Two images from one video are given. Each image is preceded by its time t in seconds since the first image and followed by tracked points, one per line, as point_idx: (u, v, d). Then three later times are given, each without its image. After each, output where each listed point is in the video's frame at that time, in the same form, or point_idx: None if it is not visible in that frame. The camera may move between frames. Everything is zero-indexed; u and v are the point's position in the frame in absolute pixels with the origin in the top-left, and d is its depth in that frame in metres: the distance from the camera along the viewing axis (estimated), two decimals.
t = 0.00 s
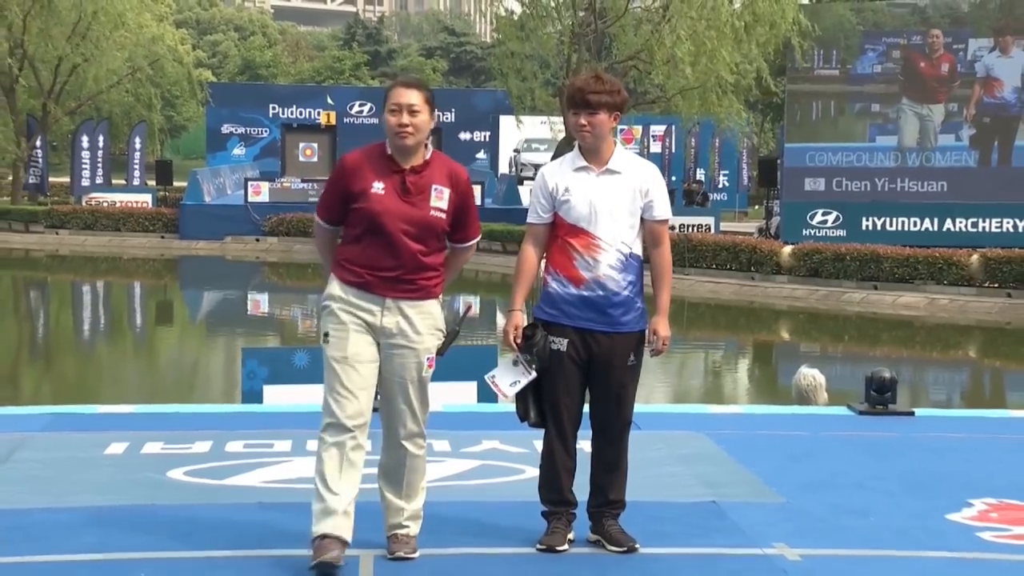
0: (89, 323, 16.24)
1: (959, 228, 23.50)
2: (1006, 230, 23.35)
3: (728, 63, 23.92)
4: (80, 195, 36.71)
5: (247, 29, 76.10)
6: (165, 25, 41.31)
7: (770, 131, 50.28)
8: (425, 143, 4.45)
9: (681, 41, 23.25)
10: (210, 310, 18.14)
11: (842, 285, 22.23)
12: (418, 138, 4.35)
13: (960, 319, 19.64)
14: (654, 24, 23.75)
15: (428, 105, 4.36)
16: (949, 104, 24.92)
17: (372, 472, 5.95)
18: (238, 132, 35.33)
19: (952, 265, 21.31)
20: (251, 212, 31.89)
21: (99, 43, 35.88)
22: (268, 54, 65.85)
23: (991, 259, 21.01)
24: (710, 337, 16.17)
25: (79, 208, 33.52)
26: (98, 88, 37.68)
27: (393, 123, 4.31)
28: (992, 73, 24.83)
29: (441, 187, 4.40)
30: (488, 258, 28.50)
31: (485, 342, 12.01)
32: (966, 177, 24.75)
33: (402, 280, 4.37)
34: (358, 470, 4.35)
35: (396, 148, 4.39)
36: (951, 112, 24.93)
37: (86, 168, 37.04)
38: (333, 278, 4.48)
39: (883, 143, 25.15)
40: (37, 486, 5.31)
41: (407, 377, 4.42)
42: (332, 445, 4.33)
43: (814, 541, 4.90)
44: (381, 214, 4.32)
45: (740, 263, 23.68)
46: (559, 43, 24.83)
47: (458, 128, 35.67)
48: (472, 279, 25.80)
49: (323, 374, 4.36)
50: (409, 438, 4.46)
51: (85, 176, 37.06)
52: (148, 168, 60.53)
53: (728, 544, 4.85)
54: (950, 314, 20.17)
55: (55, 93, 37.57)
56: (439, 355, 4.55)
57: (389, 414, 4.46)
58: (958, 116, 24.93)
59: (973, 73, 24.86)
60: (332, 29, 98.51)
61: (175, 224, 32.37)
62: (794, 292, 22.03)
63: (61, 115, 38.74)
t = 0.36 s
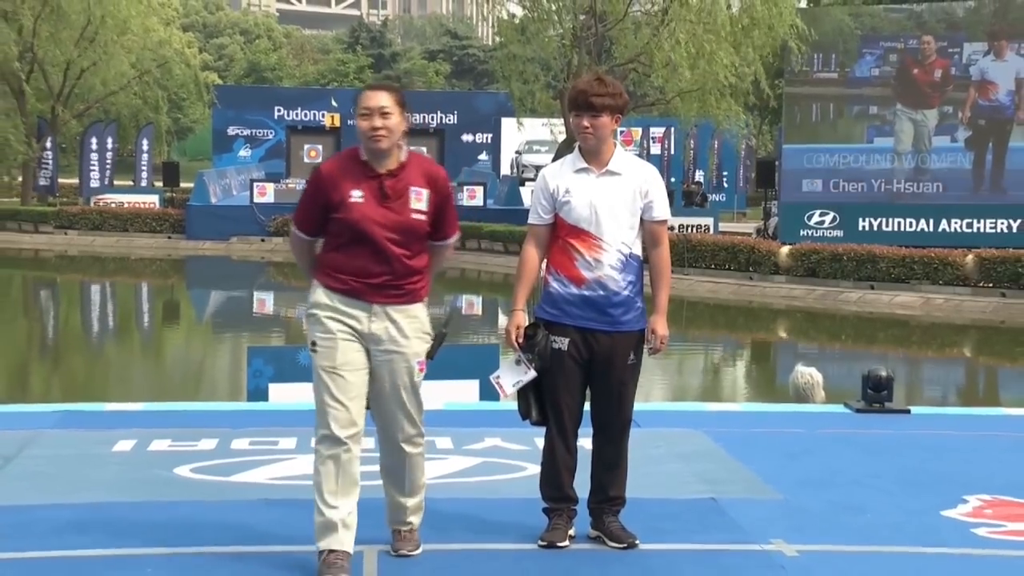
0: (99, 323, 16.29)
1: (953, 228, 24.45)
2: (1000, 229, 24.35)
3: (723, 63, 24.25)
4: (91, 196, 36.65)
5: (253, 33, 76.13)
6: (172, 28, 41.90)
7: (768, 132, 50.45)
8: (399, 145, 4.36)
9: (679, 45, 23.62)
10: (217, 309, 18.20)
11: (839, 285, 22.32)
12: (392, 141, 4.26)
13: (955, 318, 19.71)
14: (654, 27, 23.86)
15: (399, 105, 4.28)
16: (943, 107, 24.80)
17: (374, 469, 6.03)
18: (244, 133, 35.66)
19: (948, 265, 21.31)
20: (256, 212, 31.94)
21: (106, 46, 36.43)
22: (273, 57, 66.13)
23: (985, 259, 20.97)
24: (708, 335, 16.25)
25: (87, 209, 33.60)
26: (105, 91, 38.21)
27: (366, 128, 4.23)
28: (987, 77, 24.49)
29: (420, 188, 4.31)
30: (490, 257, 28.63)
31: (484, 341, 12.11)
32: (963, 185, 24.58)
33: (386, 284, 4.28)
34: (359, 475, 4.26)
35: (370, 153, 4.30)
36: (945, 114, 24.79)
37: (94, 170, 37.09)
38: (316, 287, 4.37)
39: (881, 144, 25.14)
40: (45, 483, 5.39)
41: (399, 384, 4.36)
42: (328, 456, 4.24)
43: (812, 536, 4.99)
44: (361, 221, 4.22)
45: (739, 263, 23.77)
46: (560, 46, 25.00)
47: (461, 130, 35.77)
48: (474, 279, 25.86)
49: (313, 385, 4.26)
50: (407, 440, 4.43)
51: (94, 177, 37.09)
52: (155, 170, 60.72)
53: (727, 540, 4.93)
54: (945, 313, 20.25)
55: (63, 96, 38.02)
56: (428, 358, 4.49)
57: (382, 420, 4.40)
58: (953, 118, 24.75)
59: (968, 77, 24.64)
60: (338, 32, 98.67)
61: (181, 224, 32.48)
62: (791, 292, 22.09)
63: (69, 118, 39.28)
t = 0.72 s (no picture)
0: (115, 323, 16.34)
1: (950, 229, 24.50)
2: (997, 230, 24.35)
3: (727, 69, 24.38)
4: (108, 198, 36.94)
5: (265, 37, 76.26)
6: (187, 35, 43.02)
7: (770, 136, 50.59)
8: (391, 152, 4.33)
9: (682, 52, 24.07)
10: (230, 309, 18.35)
11: (838, 285, 22.41)
12: (382, 159, 4.22)
13: (952, 317, 19.87)
14: (656, 32, 24.57)
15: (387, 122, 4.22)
16: (939, 110, 25.22)
17: (381, 465, 6.15)
18: (257, 136, 35.91)
19: (946, 265, 21.37)
20: (268, 213, 32.10)
21: (123, 53, 37.38)
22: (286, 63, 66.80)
23: (982, 258, 21.09)
24: (710, 334, 16.36)
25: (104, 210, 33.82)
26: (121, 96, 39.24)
27: (355, 148, 4.18)
28: (984, 81, 24.86)
29: (411, 199, 4.32)
30: (497, 258, 28.79)
31: (488, 341, 12.24)
32: (957, 190, 24.93)
33: (381, 292, 4.32)
34: (359, 474, 4.35)
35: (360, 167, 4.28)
36: (943, 117, 25.22)
37: (111, 172, 37.25)
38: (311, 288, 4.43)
39: (881, 147, 25.67)
40: (63, 479, 5.52)
41: (396, 376, 4.32)
42: (332, 457, 4.32)
43: (811, 531, 5.10)
44: (353, 237, 4.26)
45: (740, 263, 23.84)
46: (566, 50, 25.40)
47: (468, 133, 35.80)
48: (482, 279, 26.02)
49: (312, 387, 4.33)
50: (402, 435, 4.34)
51: (111, 179, 37.26)
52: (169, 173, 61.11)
53: (728, 534, 5.05)
54: (942, 313, 20.35)
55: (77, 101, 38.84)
56: (427, 351, 4.50)
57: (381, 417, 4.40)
58: (951, 121, 25.18)
59: (966, 81, 25.01)
60: (349, 37, 98.63)
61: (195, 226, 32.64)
62: (791, 292, 22.20)
63: (87, 121, 40.38)
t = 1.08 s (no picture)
0: (141, 323, 16.40)
1: (955, 230, 25.16)
2: (998, 231, 25.05)
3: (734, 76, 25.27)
4: (135, 200, 37.53)
5: (287, 44, 76.54)
6: (209, 43, 44.67)
7: (776, 138, 50.75)
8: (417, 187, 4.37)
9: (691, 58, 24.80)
10: (252, 307, 18.60)
11: (845, 284, 22.46)
12: (404, 201, 4.28)
13: (955, 315, 20.17)
14: (667, 39, 25.00)
15: (411, 167, 4.25)
16: (946, 113, 25.82)
17: (398, 459, 6.31)
18: (279, 139, 36.14)
19: (950, 265, 21.56)
20: (289, 215, 32.70)
21: (150, 59, 39.66)
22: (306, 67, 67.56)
23: (985, 259, 21.25)
24: (719, 332, 16.48)
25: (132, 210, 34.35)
26: (147, 100, 40.83)
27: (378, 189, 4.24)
28: (989, 86, 25.42)
29: (434, 233, 4.41)
30: (512, 258, 28.93)
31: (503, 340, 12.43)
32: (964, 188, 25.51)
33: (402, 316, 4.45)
34: (382, 468, 4.50)
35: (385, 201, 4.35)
36: (950, 120, 25.78)
37: (138, 174, 37.91)
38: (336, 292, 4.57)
39: (892, 148, 26.16)
40: (91, 472, 5.69)
41: (420, 376, 4.47)
42: (355, 447, 4.47)
43: (816, 524, 5.23)
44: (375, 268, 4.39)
45: (748, 263, 23.91)
46: (578, 55, 26.30)
47: (484, 136, 36.12)
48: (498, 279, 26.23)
49: (339, 379, 4.47)
50: (423, 435, 4.49)
51: (138, 182, 37.86)
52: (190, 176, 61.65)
53: (736, 526, 5.19)
54: (946, 311, 20.49)
55: (107, 106, 40.65)
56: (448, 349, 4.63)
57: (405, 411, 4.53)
58: (958, 124, 25.74)
59: (972, 86, 25.57)
60: (370, 45, 98.40)
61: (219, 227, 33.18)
62: (799, 290, 22.28)
63: (114, 126, 41.77)
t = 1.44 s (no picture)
0: (169, 321, 16.67)
1: (961, 230, 25.27)
2: (1004, 232, 25.06)
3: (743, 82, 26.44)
4: (163, 201, 38.08)
5: (310, 49, 76.73)
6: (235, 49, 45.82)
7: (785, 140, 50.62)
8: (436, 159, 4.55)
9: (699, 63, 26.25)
10: (276, 305, 18.97)
11: (853, 283, 22.81)
12: (427, 165, 4.44)
13: (960, 313, 20.56)
14: (678, 45, 26.84)
15: (433, 134, 4.43)
16: (958, 117, 25.86)
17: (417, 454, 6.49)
18: (301, 142, 35.71)
19: (955, 265, 21.89)
20: (311, 215, 34.15)
21: (179, 65, 40.64)
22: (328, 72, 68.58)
23: (991, 259, 21.61)
24: (728, 330, 16.61)
25: (160, 211, 35.93)
26: (175, 106, 41.76)
27: (402, 154, 4.41)
28: (999, 90, 25.43)
29: (452, 204, 4.55)
30: (529, 258, 29.07)
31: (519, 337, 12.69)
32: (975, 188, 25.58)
33: (422, 297, 4.61)
34: (401, 465, 4.66)
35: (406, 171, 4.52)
36: (962, 123, 25.85)
37: (167, 177, 38.54)
38: (357, 285, 4.72)
39: (906, 149, 26.19)
40: (120, 464, 5.87)
41: (437, 373, 4.62)
42: (373, 447, 4.64)
43: (824, 518, 5.36)
44: (395, 238, 4.52)
45: (759, 263, 24.23)
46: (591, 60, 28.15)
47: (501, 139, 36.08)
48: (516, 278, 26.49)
49: (357, 382, 4.62)
50: (441, 433, 4.64)
51: (166, 184, 38.54)
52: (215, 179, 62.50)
53: (748, 520, 5.32)
54: (952, 310, 20.87)
55: (136, 112, 41.35)
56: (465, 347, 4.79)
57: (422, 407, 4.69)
58: (969, 126, 25.82)
59: (982, 91, 25.61)
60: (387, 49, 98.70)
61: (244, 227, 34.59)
62: (808, 289, 22.71)
63: (143, 130, 42.54)
